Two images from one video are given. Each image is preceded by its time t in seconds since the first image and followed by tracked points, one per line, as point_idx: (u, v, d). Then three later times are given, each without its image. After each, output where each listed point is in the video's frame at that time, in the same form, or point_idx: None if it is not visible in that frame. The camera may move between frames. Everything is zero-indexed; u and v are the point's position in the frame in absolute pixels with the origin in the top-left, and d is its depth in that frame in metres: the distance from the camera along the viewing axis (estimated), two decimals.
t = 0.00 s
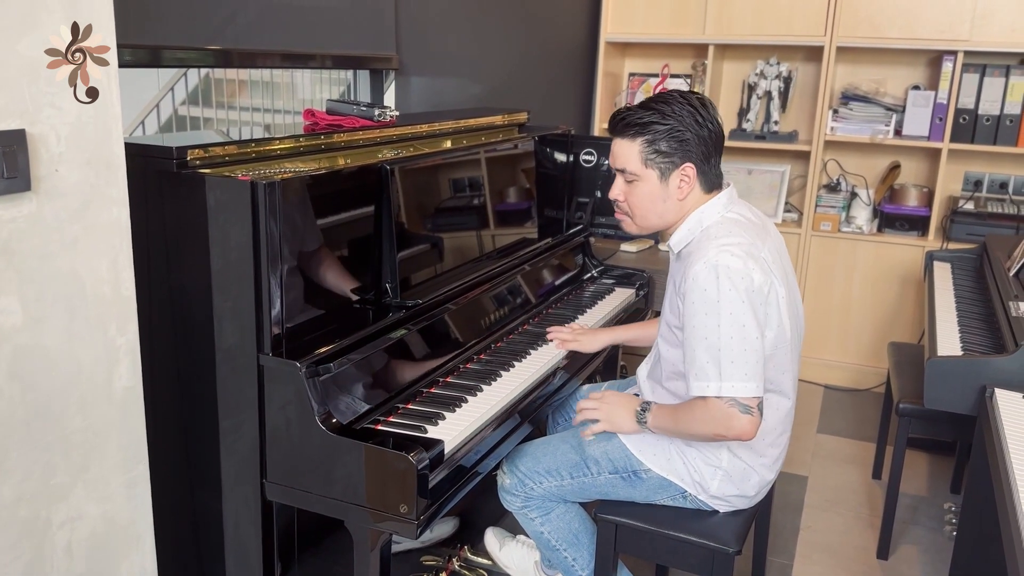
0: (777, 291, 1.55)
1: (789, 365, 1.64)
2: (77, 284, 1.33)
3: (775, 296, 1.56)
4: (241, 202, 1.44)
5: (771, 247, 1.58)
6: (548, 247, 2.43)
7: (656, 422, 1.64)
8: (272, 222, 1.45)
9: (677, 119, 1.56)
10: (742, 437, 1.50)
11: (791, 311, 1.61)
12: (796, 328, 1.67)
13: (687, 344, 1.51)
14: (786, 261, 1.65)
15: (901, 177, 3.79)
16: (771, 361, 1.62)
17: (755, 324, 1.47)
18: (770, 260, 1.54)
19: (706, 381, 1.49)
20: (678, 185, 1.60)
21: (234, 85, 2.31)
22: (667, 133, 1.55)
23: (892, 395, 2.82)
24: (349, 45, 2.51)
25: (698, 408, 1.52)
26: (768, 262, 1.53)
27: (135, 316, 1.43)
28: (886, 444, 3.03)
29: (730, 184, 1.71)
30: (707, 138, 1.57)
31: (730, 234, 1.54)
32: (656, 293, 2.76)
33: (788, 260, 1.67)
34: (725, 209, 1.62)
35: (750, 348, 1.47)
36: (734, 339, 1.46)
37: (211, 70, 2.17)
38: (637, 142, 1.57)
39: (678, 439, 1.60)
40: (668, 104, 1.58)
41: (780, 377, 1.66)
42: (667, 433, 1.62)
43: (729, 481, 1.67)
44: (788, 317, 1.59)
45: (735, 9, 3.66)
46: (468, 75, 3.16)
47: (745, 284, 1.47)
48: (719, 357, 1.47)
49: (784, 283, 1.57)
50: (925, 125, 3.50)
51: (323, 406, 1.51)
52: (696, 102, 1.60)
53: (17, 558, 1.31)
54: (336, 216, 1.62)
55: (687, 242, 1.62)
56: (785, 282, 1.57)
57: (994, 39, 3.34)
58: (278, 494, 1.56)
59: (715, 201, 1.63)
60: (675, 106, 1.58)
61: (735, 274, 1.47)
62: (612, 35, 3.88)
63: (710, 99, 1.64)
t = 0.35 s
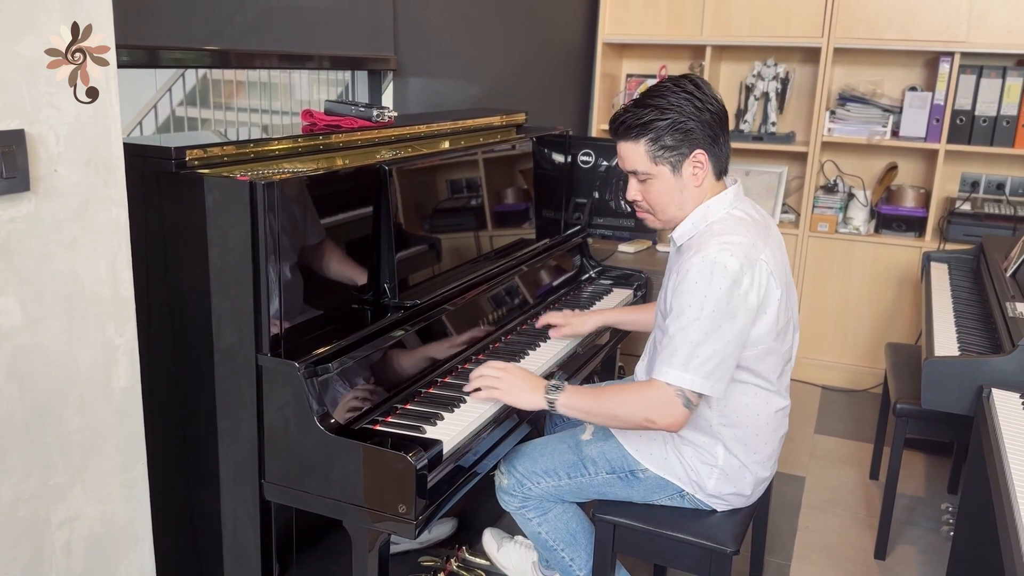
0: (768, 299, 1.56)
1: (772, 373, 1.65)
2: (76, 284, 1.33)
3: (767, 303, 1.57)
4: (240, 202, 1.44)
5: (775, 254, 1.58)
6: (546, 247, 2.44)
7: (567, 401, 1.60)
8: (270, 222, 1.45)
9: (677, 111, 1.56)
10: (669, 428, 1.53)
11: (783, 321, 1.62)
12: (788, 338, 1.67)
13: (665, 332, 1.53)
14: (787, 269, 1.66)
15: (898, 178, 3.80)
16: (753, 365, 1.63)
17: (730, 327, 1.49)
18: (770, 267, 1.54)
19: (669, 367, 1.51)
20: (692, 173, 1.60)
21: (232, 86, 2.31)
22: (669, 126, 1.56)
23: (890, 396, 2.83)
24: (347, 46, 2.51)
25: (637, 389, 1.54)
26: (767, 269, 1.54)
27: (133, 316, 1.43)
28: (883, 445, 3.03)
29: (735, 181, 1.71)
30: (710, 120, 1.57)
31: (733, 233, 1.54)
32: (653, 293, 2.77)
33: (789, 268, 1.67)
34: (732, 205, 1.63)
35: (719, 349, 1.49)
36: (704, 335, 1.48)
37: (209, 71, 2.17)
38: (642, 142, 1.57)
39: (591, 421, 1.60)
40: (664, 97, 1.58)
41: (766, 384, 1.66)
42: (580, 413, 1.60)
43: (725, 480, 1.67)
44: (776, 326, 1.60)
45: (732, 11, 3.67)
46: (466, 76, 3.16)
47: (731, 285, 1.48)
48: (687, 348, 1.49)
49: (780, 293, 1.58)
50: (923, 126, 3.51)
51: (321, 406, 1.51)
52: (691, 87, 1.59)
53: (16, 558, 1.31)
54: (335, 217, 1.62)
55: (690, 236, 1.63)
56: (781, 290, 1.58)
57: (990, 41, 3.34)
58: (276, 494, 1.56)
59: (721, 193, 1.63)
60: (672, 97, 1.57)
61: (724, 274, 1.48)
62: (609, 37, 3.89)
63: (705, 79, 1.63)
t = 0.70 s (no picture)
0: (758, 299, 1.56)
1: (763, 374, 1.66)
2: (75, 284, 1.33)
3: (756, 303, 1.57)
4: (239, 203, 1.45)
5: (766, 254, 1.58)
6: (544, 247, 2.44)
7: (555, 404, 1.61)
8: (269, 222, 1.45)
9: (650, 117, 1.57)
10: (654, 426, 1.53)
11: (774, 322, 1.62)
12: (781, 338, 1.67)
13: (654, 331, 1.54)
14: (779, 270, 1.66)
15: (895, 179, 3.80)
16: (745, 367, 1.63)
17: (717, 326, 1.49)
18: (760, 267, 1.55)
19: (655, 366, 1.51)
20: (675, 175, 1.60)
21: (230, 86, 2.31)
22: (644, 133, 1.56)
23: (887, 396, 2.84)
24: (346, 47, 2.52)
25: (624, 387, 1.54)
26: (756, 269, 1.54)
27: (132, 317, 1.43)
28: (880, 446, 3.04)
29: (725, 183, 1.71)
30: (684, 122, 1.57)
31: (723, 233, 1.54)
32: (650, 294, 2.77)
33: (782, 269, 1.67)
34: (722, 207, 1.63)
35: (705, 348, 1.50)
36: (691, 334, 1.49)
37: (207, 72, 2.17)
38: (621, 153, 1.58)
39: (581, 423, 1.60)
40: (637, 106, 1.59)
41: (759, 384, 1.66)
42: (569, 415, 1.60)
43: (723, 479, 1.68)
44: (767, 327, 1.60)
45: (730, 12, 3.67)
46: (465, 77, 3.17)
47: (719, 284, 1.48)
48: (674, 347, 1.50)
49: (770, 293, 1.58)
50: (920, 128, 3.52)
51: (320, 407, 1.51)
52: (661, 93, 1.60)
53: (15, 558, 1.31)
54: (333, 217, 1.62)
55: (681, 238, 1.62)
56: (771, 291, 1.58)
57: (987, 43, 3.35)
58: (274, 494, 1.57)
59: (709, 196, 1.63)
60: (644, 106, 1.58)
61: (712, 273, 1.48)
62: (607, 38, 3.89)
63: (678, 83, 1.64)
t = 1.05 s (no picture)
0: (746, 298, 1.57)
1: (754, 373, 1.66)
2: (75, 285, 1.33)
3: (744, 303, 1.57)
4: (238, 204, 1.45)
5: (756, 255, 1.59)
6: (542, 248, 2.45)
7: (545, 397, 1.59)
8: (268, 222, 1.45)
9: (662, 111, 1.57)
10: (642, 423, 1.54)
11: (763, 321, 1.62)
12: (773, 337, 1.66)
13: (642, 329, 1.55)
14: (770, 269, 1.66)
15: (893, 180, 3.81)
16: (734, 365, 1.64)
17: (703, 325, 1.50)
18: (748, 267, 1.55)
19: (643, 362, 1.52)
20: (670, 175, 1.61)
21: (229, 87, 2.31)
22: (654, 125, 1.56)
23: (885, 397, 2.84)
24: (345, 48, 2.52)
25: (614, 382, 1.54)
26: (744, 269, 1.55)
27: (132, 317, 1.43)
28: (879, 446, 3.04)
29: (717, 184, 1.72)
30: (693, 126, 1.58)
31: (711, 232, 1.55)
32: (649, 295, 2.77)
33: (773, 269, 1.68)
34: (710, 208, 1.63)
35: (691, 346, 1.51)
36: (677, 331, 1.50)
37: (206, 72, 2.18)
38: (625, 138, 1.58)
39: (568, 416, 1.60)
40: (651, 97, 1.59)
41: (750, 383, 1.67)
42: (558, 408, 1.59)
43: (721, 479, 1.68)
44: (757, 325, 1.61)
45: (728, 13, 3.68)
46: (464, 78, 3.17)
47: (705, 283, 1.49)
48: (660, 344, 1.50)
49: (758, 293, 1.58)
50: (918, 129, 3.53)
51: (321, 407, 1.51)
52: (678, 93, 1.61)
53: (15, 558, 1.32)
54: (332, 218, 1.62)
55: (668, 240, 1.63)
56: (760, 291, 1.58)
57: (985, 44, 3.36)
58: (274, 495, 1.57)
59: (698, 198, 1.63)
60: (658, 98, 1.59)
61: (698, 272, 1.49)
62: (606, 39, 3.89)
63: (692, 90, 1.66)
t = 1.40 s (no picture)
0: (740, 302, 1.57)
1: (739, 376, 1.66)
2: (74, 286, 1.34)
3: (738, 306, 1.57)
4: (237, 205, 1.45)
5: (755, 259, 1.59)
6: (541, 249, 2.45)
7: (521, 390, 1.59)
8: (268, 223, 1.45)
9: (645, 119, 1.58)
10: (617, 417, 1.53)
11: (755, 326, 1.62)
12: (768, 343, 1.66)
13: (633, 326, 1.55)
14: (770, 274, 1.66)
15: (892, 181, 3.81)
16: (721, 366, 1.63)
17: (692, 325, 1.50)
18: (745, 272, 1.55)
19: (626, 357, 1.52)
20: (663, 180, 1.61)
21: (229, 88, 2.32)
22: (637, 134, 1.57)
23: (884, 397, 2.84)
24: (344, 49, 2.52)
25: (592, 376, 1.55)
26: (741, 272, 1.55)
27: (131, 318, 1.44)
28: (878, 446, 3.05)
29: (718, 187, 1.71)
30: (679, 128, 1.58)
31: (709, 235, 1.55)
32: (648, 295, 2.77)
33: (772, 274, 1.67)
34: (711, 210, 1.63)
35: (677, 346, 1.50)
36: (665, 329, 1.49)
37: (205, 73, 2.18)
38: (612, 149, 1.60)
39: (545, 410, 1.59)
40: (636, 105, 1.60)
41: (737, 386, 1.67)
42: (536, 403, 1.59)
43: (720, 480, 1.68)
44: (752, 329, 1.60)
45: (727, 14, 3.68)
46: (463, 79, 3.17)
47: (699, 284, 1.50)
48: (643, 339, 1.50)
49: (752, 298, 1.58)
50: (917, 129, 3.53)
51: (320, 408, 1.51)
52: (663, 95, 1.61)
53: (14, 558, 1.32)
54: (331, 219, 1.63)
55: (667, 242, 1.63)
56: (755, 295, 1.58)
57: (984, 44, 3.36)
58: (273, 495, 1.57)
59: (699, 200, 1.63)
60: (642, 105, 1.59)
61: (693, 273, 1.50)
62: (605, 40, 3.89)
63: (682, 89, 1.64)
